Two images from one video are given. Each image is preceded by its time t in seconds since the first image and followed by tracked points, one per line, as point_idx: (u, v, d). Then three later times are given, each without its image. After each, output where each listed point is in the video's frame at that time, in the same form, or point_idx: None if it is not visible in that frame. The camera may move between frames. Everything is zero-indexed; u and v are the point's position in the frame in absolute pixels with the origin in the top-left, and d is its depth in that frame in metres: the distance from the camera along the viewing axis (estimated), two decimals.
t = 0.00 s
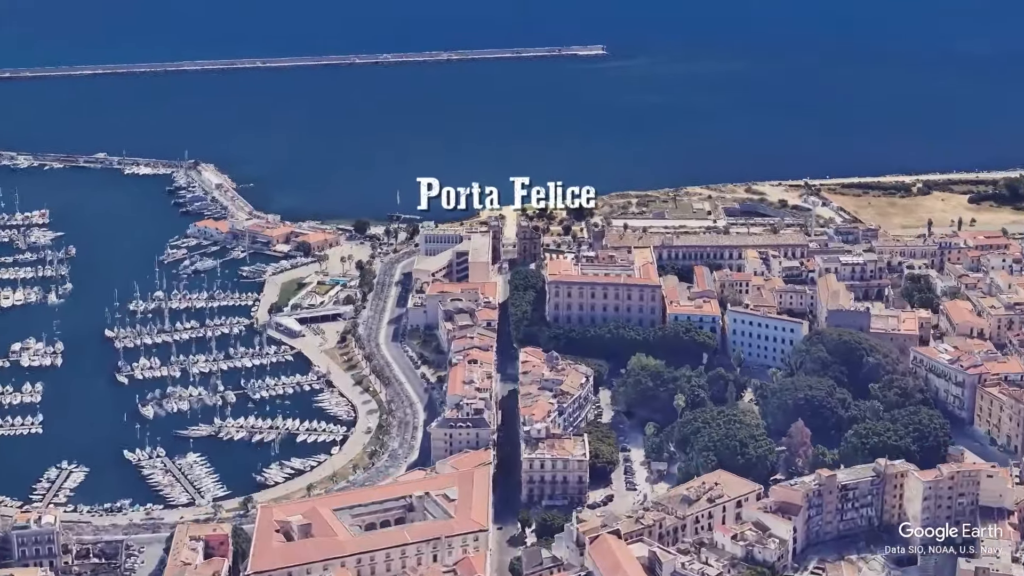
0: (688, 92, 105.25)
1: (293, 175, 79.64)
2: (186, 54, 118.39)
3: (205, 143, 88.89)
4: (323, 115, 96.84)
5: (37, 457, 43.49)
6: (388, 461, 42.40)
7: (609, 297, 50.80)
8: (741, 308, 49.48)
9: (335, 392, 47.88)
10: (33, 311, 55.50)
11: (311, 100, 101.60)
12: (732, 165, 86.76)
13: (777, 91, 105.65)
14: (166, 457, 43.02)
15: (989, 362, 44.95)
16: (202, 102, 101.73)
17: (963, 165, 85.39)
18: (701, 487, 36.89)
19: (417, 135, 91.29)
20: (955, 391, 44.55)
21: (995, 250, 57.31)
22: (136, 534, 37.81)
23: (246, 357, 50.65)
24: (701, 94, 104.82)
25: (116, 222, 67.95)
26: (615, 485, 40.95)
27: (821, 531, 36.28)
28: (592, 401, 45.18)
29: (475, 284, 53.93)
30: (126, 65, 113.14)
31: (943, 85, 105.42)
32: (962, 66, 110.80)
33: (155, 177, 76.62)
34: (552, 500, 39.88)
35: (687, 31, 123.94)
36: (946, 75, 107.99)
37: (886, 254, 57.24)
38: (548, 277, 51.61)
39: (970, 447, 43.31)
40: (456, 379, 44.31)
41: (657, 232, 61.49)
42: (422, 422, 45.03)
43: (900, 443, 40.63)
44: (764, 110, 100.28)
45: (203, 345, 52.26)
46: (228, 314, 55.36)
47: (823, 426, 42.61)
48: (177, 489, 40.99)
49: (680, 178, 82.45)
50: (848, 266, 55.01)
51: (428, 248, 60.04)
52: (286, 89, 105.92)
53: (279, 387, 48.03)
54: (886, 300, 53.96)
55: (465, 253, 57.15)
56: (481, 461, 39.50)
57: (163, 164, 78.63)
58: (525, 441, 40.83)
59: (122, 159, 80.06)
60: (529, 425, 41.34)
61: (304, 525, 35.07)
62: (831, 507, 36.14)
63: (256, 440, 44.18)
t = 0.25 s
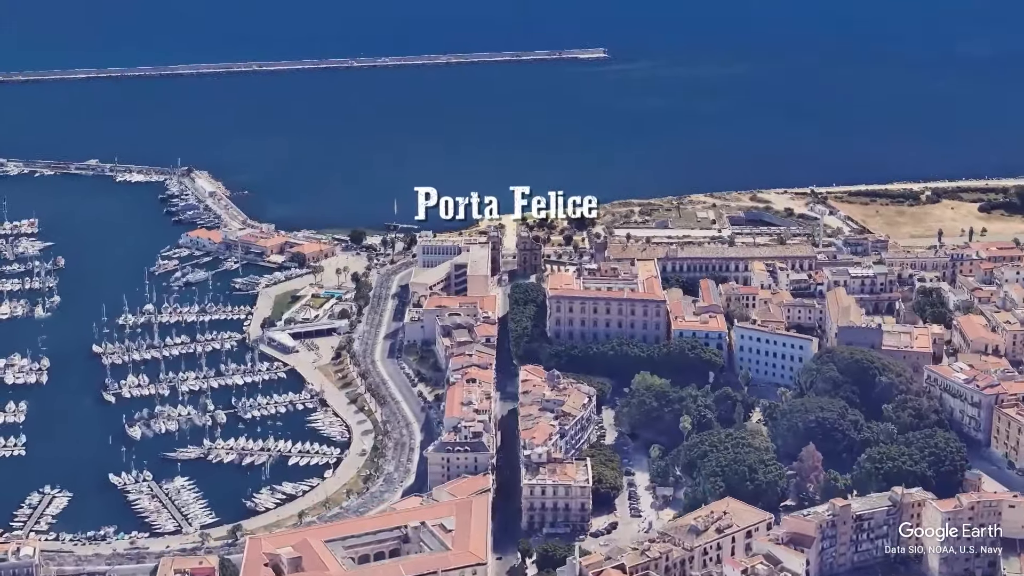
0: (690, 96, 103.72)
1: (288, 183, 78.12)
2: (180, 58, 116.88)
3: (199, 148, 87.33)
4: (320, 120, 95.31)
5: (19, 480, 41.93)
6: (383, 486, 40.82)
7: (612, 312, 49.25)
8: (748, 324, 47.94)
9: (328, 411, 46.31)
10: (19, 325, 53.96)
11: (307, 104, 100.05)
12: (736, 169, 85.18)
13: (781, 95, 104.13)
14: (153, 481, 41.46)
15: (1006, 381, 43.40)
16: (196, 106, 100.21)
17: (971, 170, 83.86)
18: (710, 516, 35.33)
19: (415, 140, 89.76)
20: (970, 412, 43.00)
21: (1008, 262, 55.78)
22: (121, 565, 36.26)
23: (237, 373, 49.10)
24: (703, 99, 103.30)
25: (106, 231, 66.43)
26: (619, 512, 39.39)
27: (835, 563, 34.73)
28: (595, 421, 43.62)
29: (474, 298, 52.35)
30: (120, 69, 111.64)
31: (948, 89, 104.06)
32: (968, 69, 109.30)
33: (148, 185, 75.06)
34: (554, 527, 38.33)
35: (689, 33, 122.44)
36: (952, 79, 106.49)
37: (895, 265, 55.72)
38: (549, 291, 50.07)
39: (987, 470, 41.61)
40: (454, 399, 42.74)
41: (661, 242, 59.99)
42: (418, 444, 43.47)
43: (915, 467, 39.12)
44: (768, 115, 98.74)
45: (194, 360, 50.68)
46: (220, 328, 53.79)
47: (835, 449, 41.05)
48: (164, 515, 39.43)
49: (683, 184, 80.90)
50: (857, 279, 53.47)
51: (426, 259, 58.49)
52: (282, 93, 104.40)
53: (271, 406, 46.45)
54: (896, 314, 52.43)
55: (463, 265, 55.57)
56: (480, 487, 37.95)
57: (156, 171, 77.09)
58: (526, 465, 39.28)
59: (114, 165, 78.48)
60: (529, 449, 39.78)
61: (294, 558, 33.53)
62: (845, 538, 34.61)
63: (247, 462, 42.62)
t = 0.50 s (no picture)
0: (692, 99, 102.28)
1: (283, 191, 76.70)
2: (176, 61, 115.52)
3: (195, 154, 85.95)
4: (317, 125, 93.89)
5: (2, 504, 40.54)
6: (378, 510, 39.36)
7: (615, 327, 47.81)
8: (755, 339, 46.49)
9: (322, 431, 44.85)
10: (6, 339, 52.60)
11: (305, 109, 98.66)
12: (740, 173, 83.65)
13: (785, 98, 102.65)
14: (140, 505, 40.03)
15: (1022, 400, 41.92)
16: (192, 111, 98.86)
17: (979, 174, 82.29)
18: (718, 545, 33.87)
19: (413, 144, 88.32)
20: (986, 432, 41.51)
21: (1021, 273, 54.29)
22: None
23: (229, 390, 47.64)
24: (706, 102, 101.83)
25: (97, 240, 65.04)
26: (624, 538, 37.93)
27: None
28: (597, 443, 42.17)
29: (473, 311, 50.88)
30: (115, 73, 110.27)
31: (954, 91, 102.50)
32: (974, 71, 107.75)
33: (140, 192, 73.65)
34: (555, 555, 36.87)
35: (690, 36, 121.06)
36: (958, 81, 104.96)
37: (905, 277, 54.27)
38: (550, 305, 48.64)
39: (1004, 494, 40.22)
40: (452, 419, 41.28)
41: (664, 253, 58.57)
42: (415, 465, 42.01)
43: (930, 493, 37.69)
44: (772, 118, 97.24)
45: (184, 376, 49.23)
46: (212, 342, 52.36)
47: (847, 473, 39.57)
48: (151, 542, 38.00)
49: (686, 190, 79.45)
50: (866, 291, 52.00)
51: (423, 269, 57.03)
52: (279, 97, 103.05)
53: (263, 425, 44.99)
54: (907, 327, 50.96)
55: (462, 276, 54.10)
56: (479, 514, 36.51)
57: (149, 178, 75.68)
58: (526, 490, 37.81)
59: (107, 171, 77.06)
60: (530, 473, 38.33)
61: None
62: (859, 569, 33.13)
63: (238, 485, 41.17)
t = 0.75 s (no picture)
0: (695, 101, 100.91)
1: (280, 197, 75.39)
2: (172, 62, 114.14)
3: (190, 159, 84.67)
4: (314, 129, 92.60)
5: None
6: (373, 534, 38.08)
7: (617, 341, 46.53)
8: (762, 354, 45.21)
9: (317, 449, 43.56)
10: None
11: (302, 113, 97.34)
12: (744, 176, 82.26)
13: (789, 100, 101.28)
14: (128, 527, 38.76)
15: None
16: (188, 115, 97.54)
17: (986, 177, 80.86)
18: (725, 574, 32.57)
19: (411, 148, 86.98)
20: (1000, 451, 40.15)
21: None
22: None
23: (221, 405, 46.36)
24: (709, 104, 100.45)
25: (89, 249, 63.77)
26: (627, 563, 36.64)
27: None
28: (600, 463, 40.89)
29: (472, 324, 49.58)
30: (111, 76, 108.97)
31: (960, 93, 101.08)
32: (980, 72, 106.34)
33: (134, 199, 72.36)
34: None
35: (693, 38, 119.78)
36: (964, 83, 103.52)
37: (914, 288, 52.96)
38: (550, 319, 47.36)
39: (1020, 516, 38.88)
40: (451, 438, 39.98)
41: (668, 262, 57.25)
42: (412, 486, 40.73)
43: (944, 518, 36.43)
44: (775, 120, 95.86)
45: (176, 391, 47.95)
46: (204, 355, 51.08)
47: (857, 496, 38.26)
48: (138, 567, 36.73)
49: (689, 194, 78.06)
50: (875, 302, 50.68)
51: (421, 279, 55.72)
52: (276, 100, 101.75)
53: (255, 443, 43.71)
54: (917, 339, 49.63)
55: (460, 288, 52.84)
56: (477, 539, 35.23)
57: (143, 184, 74.39)
58: (526, 513, 36.53)
59: (100, 178, 75.79)
60: (530, 496, 37.04)
61: None
62: None
63: (229, 506, 39.90)
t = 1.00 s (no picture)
0: (697, 104, 99.71)
1: (276, 201, 74.19)
2: (168, 64, 112.87)
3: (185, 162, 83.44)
4: (312, 132, 91.43)
5: None
6: (369, 556, 36.95)
7: (620, 354, 45.40)
8: (768, 368, 44.09)
9: (311, 466, 42.42)
10: None
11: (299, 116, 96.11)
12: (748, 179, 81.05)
13: (791, 103, 100.09)
14: (116, 548, 37.61)
15: None
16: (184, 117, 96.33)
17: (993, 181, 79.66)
18: None
19: (410, 151, 85.78)
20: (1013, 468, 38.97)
21: None
22: None
23: (214, 420, 45.18)
24: (711, 107, 99.23)
25: (81, 257, 62.61)
26: None
27: None
28: (602, 481, 39.75)
29: (470, 335, 48.44)
30: (106, 78, 107.75)
31: (965, 94, 99.84)
32: (985, 73, 105.07)
33: (127, 205, 71.18)
34: None
35: (694, 40, 118.62)
36: (969, 84, 102.28)
37: (923, 297, 51.76)
38: (551, 331, 46.23)
39: None
40: (450, 455, 38.83)
41: (671, 271, 56.06)
42: (408, 505, 39.59)
43: (956, 542, 35.32)
44: (778, 122, 94.61)
45: (168, 404, 46.78)
46: (197, 367, 49.93)
47: (867, 516, 37.12)
48: None
49: (692, 197, 76.83)
50: (883, 313, 49.51)
51: (419, 289, 54.55)
52: (273, 102, 100.52)
53: (249, 459, 42.57)
54: (926, 351, 48.46)
55: (459, 298, 51.70)
56: (477, 563, 34.09)
57: (137, 190, 73.21)
58: (528, 535, 35.38)
59: (94, 183, 74.61)
60: (531, 517, 35.88)
61: None
62: None
63: (221, 526, 38.76)
